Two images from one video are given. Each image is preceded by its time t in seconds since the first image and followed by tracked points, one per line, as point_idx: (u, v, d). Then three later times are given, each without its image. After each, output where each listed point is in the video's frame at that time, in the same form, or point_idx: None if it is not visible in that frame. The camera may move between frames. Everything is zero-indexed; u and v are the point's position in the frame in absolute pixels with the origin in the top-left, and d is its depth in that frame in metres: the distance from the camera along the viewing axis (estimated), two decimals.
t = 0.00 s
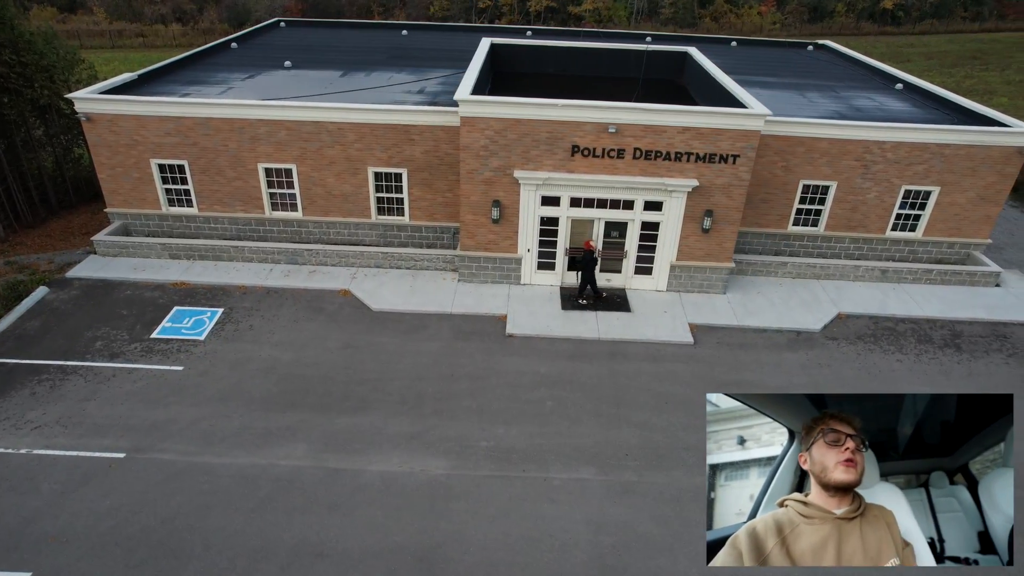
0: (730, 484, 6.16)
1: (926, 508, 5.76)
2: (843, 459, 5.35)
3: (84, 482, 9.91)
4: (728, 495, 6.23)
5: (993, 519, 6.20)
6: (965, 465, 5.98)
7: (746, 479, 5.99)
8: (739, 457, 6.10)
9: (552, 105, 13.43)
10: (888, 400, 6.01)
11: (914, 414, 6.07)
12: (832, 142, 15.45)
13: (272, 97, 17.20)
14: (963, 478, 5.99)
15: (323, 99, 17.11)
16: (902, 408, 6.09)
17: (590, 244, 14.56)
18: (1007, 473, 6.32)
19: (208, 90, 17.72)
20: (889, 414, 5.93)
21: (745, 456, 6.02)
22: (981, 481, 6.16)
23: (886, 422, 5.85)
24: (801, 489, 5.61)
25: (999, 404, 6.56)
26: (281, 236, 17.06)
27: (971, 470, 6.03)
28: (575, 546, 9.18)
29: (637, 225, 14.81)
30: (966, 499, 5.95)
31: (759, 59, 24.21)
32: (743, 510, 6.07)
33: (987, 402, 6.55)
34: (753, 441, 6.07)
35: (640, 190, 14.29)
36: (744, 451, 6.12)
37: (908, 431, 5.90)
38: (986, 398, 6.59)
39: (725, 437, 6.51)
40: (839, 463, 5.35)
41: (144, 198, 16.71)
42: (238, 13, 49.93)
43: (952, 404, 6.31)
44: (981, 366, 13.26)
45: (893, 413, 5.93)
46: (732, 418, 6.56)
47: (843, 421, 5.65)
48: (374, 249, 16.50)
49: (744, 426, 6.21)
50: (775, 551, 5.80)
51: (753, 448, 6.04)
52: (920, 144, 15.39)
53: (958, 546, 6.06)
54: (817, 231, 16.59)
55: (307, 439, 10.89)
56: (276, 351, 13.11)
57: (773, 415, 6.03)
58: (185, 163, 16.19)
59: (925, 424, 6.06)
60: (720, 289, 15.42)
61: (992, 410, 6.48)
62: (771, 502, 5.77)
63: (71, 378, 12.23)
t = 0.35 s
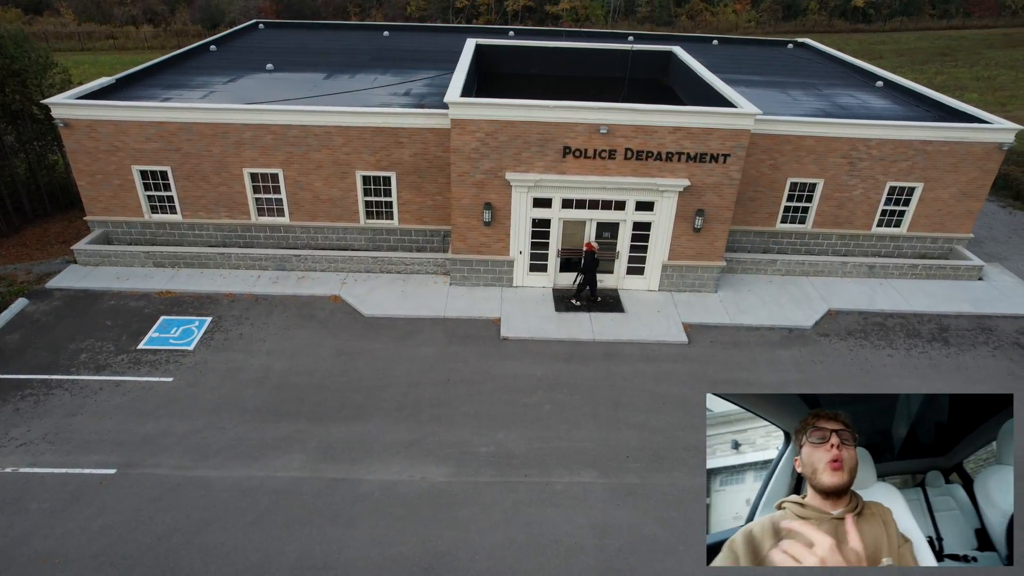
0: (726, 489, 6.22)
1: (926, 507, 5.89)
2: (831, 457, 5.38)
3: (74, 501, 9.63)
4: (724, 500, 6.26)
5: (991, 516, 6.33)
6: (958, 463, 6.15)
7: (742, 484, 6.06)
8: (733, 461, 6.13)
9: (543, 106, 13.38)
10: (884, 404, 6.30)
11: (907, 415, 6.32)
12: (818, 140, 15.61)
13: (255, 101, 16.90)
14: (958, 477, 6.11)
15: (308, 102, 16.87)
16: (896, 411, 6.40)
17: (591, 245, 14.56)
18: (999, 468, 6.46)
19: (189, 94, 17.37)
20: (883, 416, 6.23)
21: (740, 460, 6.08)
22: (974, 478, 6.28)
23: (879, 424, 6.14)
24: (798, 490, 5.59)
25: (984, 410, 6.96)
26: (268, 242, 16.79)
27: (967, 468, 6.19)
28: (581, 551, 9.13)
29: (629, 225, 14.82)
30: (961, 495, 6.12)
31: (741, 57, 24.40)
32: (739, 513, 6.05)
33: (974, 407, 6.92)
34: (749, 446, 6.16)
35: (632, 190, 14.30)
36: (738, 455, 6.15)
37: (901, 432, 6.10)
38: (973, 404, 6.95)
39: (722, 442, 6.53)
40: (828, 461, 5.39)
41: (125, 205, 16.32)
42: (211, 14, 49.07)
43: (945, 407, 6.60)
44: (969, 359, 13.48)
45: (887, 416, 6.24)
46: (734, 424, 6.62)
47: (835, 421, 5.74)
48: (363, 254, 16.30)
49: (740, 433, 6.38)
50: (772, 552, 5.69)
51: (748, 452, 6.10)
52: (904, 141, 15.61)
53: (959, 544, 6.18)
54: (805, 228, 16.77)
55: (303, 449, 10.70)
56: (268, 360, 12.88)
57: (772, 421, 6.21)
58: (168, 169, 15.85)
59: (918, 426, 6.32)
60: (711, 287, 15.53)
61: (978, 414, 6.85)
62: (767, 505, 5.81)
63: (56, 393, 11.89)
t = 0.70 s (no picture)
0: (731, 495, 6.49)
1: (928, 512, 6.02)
2: (842, 465, 5.13)
3: (63, 523, 9.31)
4: (731, 506, 6.61)
5: (992, 517, 6.42)
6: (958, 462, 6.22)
7: (744, 490, 6.29)
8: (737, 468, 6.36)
9: (533, 109, 13.31)
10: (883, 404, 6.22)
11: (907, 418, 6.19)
12: (804, 139, 15.76)
13: (236, 106, 16.56)
14: (958, 479, 6.21)
15: (291, 107, 16.58)
16: (897, 411, 6.29)
17: (591, 245, 14.56)
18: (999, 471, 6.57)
19: (168, 99, 16.95)
20: (885, 417, 6.12)
21: (743, 468, 6.29)
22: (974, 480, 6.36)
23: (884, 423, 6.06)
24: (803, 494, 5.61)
25: (980, 411, 7.04)
26: (253, 249, 16.48)
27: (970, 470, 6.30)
28: (587, 557, 9.08)
29: (619, 226, 14.82)
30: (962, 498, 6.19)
31: (721, 56, 24.59)
32: (741, 520, 6.31)
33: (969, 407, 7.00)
34: (751, 453, 6.32)
35: (622, 191, 14.29)
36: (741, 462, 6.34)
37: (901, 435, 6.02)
38: (970, 405, 7.02)
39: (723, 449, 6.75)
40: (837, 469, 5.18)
41: (103, 214, 15.87)
42: (181, 15, 48.05)
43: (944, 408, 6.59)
44: (956, 353, 13.72)
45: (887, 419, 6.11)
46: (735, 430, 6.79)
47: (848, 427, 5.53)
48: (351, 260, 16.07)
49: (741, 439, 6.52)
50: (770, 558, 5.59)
51: (749, 459, 6.27)
52: (887, 139, 15.84)
53: (959, 545, 6.30)
54: (791, 226, 16.93)
55: (300, 462, 10.49)
56: (258, 371, 12.62)
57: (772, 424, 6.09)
58: (148, 176, 15.46)
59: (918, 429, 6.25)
60: (701, 287, 15.61)
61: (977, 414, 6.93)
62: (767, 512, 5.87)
63: (38, 411, 11.49)
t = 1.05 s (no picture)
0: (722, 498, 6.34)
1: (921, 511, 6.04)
2: (851, 471, 5.26)
3: (53, 544, 9.02)
4: (722, 509, 6.40)
5: (984, 513, 6.54)
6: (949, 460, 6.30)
7: (737, 493, 6.14)
8: (729, 470, 6.25)
9: (525, 111, 13.24)
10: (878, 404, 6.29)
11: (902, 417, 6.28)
12: (791, 137, 15.90)
13: (219, 110, 16.25)
14: (951, 476, 6.29)
15: (275, 111, 16.31)
16: (891, 412, 6.34)
17: (592, 247, 14.44)
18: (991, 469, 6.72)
19: (148, 105, 16.57)
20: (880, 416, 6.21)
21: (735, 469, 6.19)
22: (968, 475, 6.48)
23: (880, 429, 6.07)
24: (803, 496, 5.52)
25: (972, 409, 7.15)
26: (240, 256, 16.18)
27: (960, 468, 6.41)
28: (593, 563, 9.04)
29: (611, 227, 14.81)
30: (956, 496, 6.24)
31: (703, 55, 24.74)
32: (728, 521, 6.11)
33: (962, 406, 7.06)
34: (743, 454, 6.26)
35: (614, 192, 14.28)
36: (734, 463, 6.26)
37: (896, 434, 6.13)
38: (962, 403, 7.11)
39: (716, 451, 6.70)
40: (849, 473, 5.28)
41: (83, 223, 15.46)
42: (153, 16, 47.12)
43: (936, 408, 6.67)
44: (944, 346, 13.94)
45: (881, 418, 6.20)
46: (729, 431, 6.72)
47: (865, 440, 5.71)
48: (340, 265, 15.86)
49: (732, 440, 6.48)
50: (764, 559, 5.59)
51: (744, 461, 6.19)
52: (871, 137, 16.05)
53: (953, 543, 6.31)
54: (779, 224, 17.07)
55: (297, 474, 10.30)
56: (250, 381, 12.38)
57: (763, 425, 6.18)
58: (130, 184, 15.09)
59: (912, 428, 6.30)
60: (692, 286, 15.68)
61: (969, 413, 7.03)
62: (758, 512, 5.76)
63: (21, 427, 11.14)
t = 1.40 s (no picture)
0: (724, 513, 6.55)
1: (887, 507, 5.89)
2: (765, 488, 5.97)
3: (44, 570, 8.70)
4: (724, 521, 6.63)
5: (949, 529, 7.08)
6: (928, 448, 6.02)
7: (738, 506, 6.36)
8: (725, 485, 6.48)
9: (516, 113, 13.14)
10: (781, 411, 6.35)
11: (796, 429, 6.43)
12: (777, 136, 16.03)
13: (200, 116, 15.88)
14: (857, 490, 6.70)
15: (258, 116, 15.99)
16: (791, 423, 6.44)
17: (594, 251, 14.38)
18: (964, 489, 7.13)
19: (125, 111, 16.14)
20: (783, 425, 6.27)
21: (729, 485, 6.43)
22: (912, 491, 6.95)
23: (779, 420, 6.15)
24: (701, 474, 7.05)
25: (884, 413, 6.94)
26: (225, 265, 15.83)
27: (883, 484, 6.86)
28: (601, 569, 8.97)
29: (602, 229, 14.78)
30: (945, 484, 6.10)
31: (684, 54, 24.87)
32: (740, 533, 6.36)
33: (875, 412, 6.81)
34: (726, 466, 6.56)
35: (605, 193, 14.25)
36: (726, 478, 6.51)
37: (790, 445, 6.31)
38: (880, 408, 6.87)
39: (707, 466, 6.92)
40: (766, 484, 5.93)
41: (61, 233, 14.99)
42: (120, 19, 46.01)
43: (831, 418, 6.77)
44: (932, 340, 14.15)
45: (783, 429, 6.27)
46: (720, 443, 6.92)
47: (782, 472, 5.73)
48: (329, 272, 15.60)
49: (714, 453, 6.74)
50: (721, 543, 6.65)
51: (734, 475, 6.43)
52: (856, 134, 16.26)
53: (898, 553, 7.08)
54: (766, 222, 17.19)
55: (295, 488, 10.08)
56: (241, 393, 12.10)
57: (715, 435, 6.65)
58: (110, 193, 14.67)
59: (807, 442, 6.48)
60: (683, 286, 15.73)
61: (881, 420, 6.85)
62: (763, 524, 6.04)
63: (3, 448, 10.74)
